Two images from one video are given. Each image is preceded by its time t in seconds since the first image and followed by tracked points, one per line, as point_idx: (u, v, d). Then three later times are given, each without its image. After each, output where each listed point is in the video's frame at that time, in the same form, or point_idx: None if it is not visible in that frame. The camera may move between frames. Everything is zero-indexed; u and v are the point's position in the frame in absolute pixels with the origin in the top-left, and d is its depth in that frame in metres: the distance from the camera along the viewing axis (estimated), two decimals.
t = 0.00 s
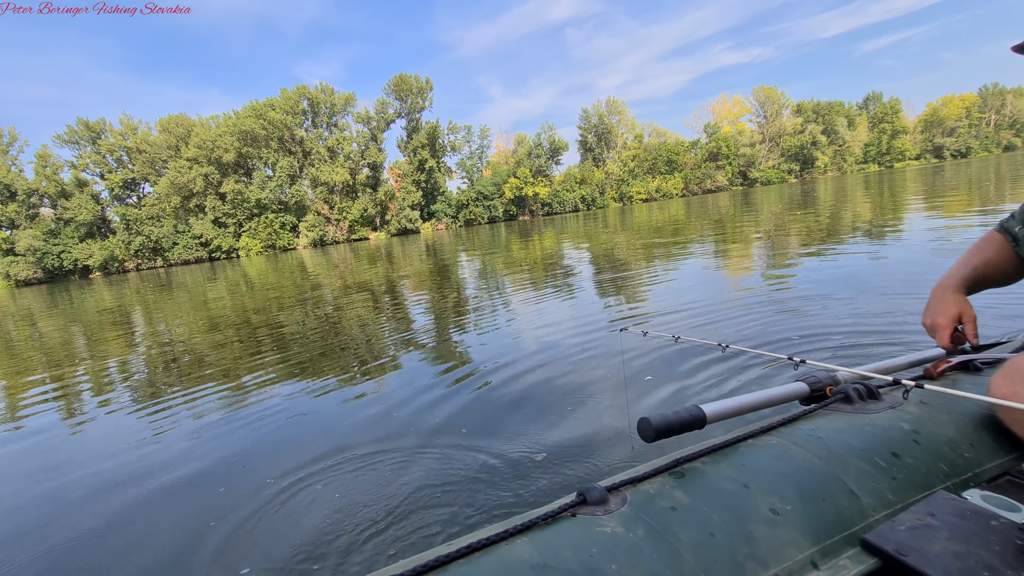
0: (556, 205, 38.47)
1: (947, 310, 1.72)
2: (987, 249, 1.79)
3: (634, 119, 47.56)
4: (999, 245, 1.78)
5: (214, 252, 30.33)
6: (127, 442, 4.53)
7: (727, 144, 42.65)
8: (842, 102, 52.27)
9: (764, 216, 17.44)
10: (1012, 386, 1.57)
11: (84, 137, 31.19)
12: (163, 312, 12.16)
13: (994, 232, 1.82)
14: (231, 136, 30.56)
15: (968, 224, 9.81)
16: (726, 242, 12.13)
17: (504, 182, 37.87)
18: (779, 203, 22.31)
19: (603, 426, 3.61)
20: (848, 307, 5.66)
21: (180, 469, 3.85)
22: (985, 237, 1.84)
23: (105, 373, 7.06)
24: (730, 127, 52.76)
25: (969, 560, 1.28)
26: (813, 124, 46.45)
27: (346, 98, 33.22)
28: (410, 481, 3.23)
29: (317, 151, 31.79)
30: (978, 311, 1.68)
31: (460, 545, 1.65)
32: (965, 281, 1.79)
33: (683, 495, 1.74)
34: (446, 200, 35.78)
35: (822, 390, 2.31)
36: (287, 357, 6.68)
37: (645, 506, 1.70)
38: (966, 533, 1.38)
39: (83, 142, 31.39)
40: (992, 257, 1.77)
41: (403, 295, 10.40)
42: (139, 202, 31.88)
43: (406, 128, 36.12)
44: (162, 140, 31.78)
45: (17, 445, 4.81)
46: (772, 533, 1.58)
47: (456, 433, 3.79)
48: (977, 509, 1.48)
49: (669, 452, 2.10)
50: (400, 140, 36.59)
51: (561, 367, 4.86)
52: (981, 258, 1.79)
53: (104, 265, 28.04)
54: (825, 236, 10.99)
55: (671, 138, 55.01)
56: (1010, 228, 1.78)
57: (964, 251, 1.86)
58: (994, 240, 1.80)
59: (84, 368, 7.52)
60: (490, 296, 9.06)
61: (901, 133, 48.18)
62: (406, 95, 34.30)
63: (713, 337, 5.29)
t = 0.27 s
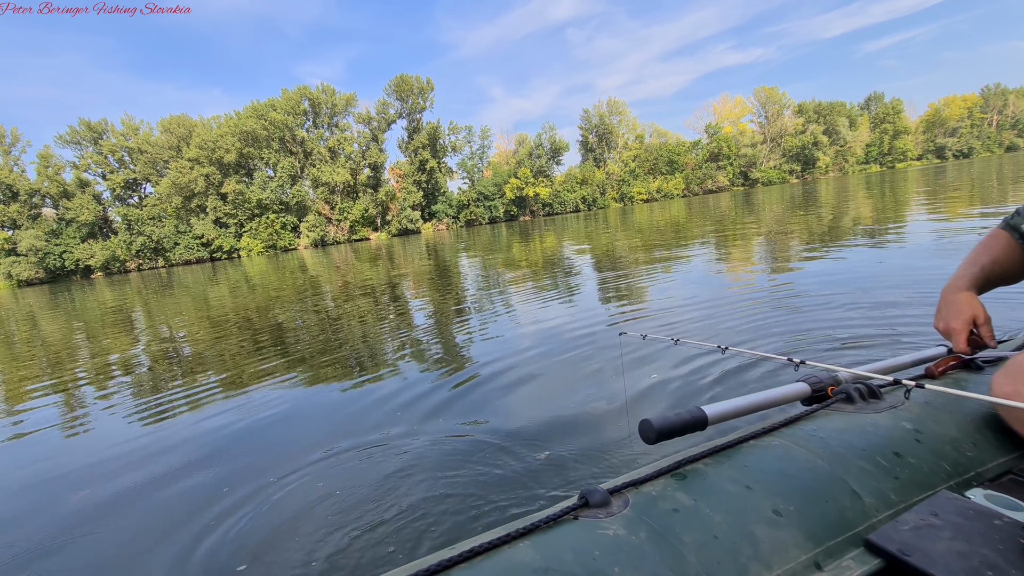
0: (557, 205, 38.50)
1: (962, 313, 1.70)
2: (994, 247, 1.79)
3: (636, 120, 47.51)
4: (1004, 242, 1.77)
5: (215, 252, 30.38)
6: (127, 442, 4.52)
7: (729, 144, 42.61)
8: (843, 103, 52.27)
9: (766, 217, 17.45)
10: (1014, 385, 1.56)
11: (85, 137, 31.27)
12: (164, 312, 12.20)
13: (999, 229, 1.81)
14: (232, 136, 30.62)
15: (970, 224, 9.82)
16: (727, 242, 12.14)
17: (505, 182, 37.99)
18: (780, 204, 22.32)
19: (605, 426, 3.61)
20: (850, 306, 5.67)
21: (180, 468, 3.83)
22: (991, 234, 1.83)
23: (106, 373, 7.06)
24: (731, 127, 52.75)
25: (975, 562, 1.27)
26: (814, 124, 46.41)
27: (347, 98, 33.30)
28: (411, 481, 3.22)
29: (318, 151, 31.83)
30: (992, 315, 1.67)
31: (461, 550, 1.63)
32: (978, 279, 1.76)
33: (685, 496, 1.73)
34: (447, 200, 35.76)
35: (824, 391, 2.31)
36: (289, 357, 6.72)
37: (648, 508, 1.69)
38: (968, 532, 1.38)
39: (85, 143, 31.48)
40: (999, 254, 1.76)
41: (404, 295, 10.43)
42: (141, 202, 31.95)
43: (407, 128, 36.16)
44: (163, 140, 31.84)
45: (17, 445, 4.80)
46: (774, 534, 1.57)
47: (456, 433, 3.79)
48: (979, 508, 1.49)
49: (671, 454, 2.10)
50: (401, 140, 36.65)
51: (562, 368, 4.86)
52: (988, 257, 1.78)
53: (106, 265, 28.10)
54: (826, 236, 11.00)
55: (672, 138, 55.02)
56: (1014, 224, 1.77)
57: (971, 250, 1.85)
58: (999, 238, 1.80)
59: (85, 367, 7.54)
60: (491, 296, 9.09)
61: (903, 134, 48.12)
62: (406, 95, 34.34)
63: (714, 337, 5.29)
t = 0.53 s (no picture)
0: (557, 206, 38.49)
1: (950, 315, 1.81)
2: (989, 248, 1.77)
3: (637, 120, 47.46)
4: (1001, 243, 1.75)
5: (216, 253, 30.41)
6: (128, 443, 4.52)
7: (730, 145, 42.53)
8: (844, 103, 52.23)
9: (767, 217, 17.43)
10: (1012, 387, 1.56)
11: (87, 138, 31.36)
12: (166, 313, 12.24)
13: (997, 227, 1.78)
14: (233, 137, 30.67)
15: (971, 224, 9.79)
16: (727, 243, 12.12)
17: (505, 183, 38.39)
18: (782, 204, 22.31)
19: (605, 426, 3.62)
20: (851, 307, 5.66)
21: (180, 469, 3.83)
22: (988, 233, 1.81)
23: (108, 373, 7.07)
24: (732, 128, 52.70)
25: (972, 563, 1.28)
26: (815, 124, 46.34)
27: (348, 99, 33.41)
28: (412, 482, 3.22)
29: (319, 152, 31.88)
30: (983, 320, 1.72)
31: (460, 550, 1.64)
32: (969, 282, 1.79)
33: (684, 497, 1.73)
34: (448, 201, 35.74)
35: (823, 391, 2.31)
36: (290, 357, 6.76)
37: (647, 508, 1.69)
38: (966, 532, 1.38)
39: (87, 144, 31.57)
40: (994, 257, 1.75)
41: (405, 296, 10.45)
42: (142, 203, 32.02)
43: (408, 129, 36.21)
44: (164, 141, 31.91)
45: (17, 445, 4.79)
46: (773, 534, 1.58)
47: (456, 434, 3.79)
48: (977, 508, 1.49)
49: (671, 453, 2.10)
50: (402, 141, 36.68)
51: (561, 368, 4.88)
52: (982, 260, 1.78)
53: (107, 266, 28.13)
54: (827, 237, 10.97)
55: (673, 139, 55.02)
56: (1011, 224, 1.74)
57: (968, 250, 1.84)
58: (996, 238, 1.77)
59: (87, 368, 7.58)
60: (492, 297, 9.12)
61: (905, 134, 48.01)
62: (407, 96, 34.37)
63: (714, 338, 5.29)
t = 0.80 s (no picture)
0: (559, 207, 38.48)
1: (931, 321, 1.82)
2: (984, 253, 1.76)
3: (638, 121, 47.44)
4: (997, 248, 1.73)
5: (218, 254, 30.46)
6: (131, 446, 4.54)
7: (731, 145, 42.45)
8: (846, 103, 52.13)
9: (768, 218, 17.41)
10: (1010, 387, 1.55)
11: (89, 139, 31.47)
12: (168, 313, 12.29)
13: (994, 233, 1.76)
14: (235, 138, 30.74)
15: (974, 225, 9.76)
16: (728, 244, 12.11)
17: (506, 184, 38.69)
18: (783, 205, 22.26)
19: (605, 427, 3.63)
20: (852, 308, 5.65)
21: (184, 472, 3.85)
22: (985, 237, 1.79)
23: (111, 374, 7.12)
24: (734, 128, 52.67)
25: (972, 564, 1.27)
26: (817, 125, 46.28)
27: (349, 100, 33.52)
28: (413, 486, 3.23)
29: (320, 153, 31.95)
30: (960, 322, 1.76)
31: (458, 549, 1.64)
32: (959, 287, 1.80)
33: (683, 496, 1.74)
34: (449, 202, 35.72)
35: (822, 391, 2.31)
36: (291, 357, 6.80)
37: (646, 508, 1.69)
38: (964, 533, 1.39)
39: (89, 145, 31.68)
40: (989, 261, 1.74)
41: (406, 296, 10.46)
42: (144, 204, 32.10)
43: (409, 130, 36.26)
44: (166, 142, 32.00)
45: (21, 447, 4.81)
46: (771, 534, 1.58)
47: (457, 435, 3.80)
48: (976, 509, 1.49)
49: (670, 454, 2.10)
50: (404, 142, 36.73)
51: (561, 369, 4.89)
52: (974, 266, 1.78)
53: (109, 267, 28.18)
54: (829, 238, 10.94)
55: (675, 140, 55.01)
56: (1009, 229, 1.72)
57: (963, 255, 1.84)
58: (993, 243, 1.76)
59: (89, 368, 7.63)
60: (494, 296, 9.23)
61: (907, 134, 47.89)
62: (408, 97, 34.42)
63: (715, 338, 5.30)
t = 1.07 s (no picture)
0: (560, 208, 38.47)
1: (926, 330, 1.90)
2: (981, 263, 1.77)
3: (640, 122, 47.41)
4: (996, 257, 1.73)
5: (220, 255, 30.50)
6: (134, 448, 4.55)
7: (733, 146, 42.36)
8: (849, 104, 51.99)
9: (771, 219, 17.38)
10: (1010, 390, 1.56)
11: (92, 141, 31.60)
12: (170, 314, 12.34)
13: (995, 240, 1.75)
14: (237, 139, 30.82)
15: (978, 226, 9.72)
16: (730, 245, 12.08)
17: (508, 185, 38.76)
18: (785, 206, 22.20)
19: (605, 428, 3.63)
20: (853, 309, 5.63)
21: (186, 474, 3.87)
22: (990, 244, 1.77)
23: (113, 374, 7.15)
24: (735, 129, 52.65)
25: (970, 564, 1.27)
26: (818, 125, 46.22)
27: (351, 101, 33.60)
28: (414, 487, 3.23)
29: (322, 154, 32.02)
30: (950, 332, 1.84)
31: (457, 549, 1.64)
32: (956, 299, 1.83)
33: (682, 496, 1.74)
34: (450, 203, 35.70)
35: (822, 391, 2.31)
36: (292, 357, 6.84)
37: (646, 508, 1.69)
38: (964, 534, 1.38)
39: (92, 146, 31.82)
40: (986, 272, 1.75)
41: (407, 297, 10.47)
42: (146, 205, 32.18)
43: (411, 131, 36.31)
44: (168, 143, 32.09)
45: (23, 448, 4.83)
46: (771, 534, 1.58)
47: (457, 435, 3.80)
48: (976, 509, 1.49)
49: (670, 454, 2.10)
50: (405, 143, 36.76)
51: (561, 370, 4.89)
52: (971, 277, 1.79)
53: (111, 268, 28.21)
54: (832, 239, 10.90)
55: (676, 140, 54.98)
56: (1011, 237, 1.70)
57: (965, 262, 1.84)
58: (993, 252, 1.75)
59: (90, 368, 7.66)
60: (496, 297, 9.31)
61: (909, 135, 47.75)
62: (410, 98, 34.47)
63: (716, 338, 5.31)
